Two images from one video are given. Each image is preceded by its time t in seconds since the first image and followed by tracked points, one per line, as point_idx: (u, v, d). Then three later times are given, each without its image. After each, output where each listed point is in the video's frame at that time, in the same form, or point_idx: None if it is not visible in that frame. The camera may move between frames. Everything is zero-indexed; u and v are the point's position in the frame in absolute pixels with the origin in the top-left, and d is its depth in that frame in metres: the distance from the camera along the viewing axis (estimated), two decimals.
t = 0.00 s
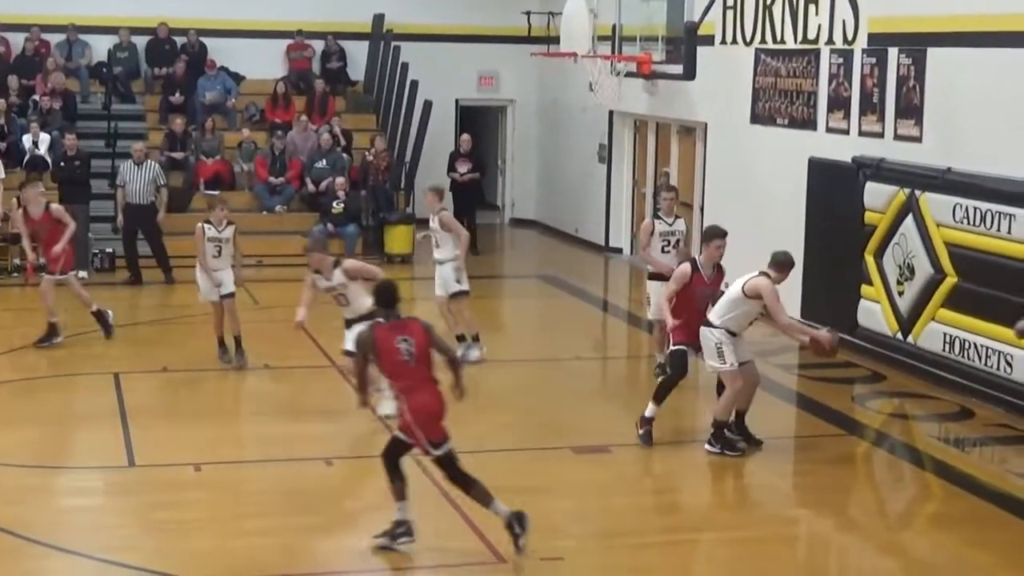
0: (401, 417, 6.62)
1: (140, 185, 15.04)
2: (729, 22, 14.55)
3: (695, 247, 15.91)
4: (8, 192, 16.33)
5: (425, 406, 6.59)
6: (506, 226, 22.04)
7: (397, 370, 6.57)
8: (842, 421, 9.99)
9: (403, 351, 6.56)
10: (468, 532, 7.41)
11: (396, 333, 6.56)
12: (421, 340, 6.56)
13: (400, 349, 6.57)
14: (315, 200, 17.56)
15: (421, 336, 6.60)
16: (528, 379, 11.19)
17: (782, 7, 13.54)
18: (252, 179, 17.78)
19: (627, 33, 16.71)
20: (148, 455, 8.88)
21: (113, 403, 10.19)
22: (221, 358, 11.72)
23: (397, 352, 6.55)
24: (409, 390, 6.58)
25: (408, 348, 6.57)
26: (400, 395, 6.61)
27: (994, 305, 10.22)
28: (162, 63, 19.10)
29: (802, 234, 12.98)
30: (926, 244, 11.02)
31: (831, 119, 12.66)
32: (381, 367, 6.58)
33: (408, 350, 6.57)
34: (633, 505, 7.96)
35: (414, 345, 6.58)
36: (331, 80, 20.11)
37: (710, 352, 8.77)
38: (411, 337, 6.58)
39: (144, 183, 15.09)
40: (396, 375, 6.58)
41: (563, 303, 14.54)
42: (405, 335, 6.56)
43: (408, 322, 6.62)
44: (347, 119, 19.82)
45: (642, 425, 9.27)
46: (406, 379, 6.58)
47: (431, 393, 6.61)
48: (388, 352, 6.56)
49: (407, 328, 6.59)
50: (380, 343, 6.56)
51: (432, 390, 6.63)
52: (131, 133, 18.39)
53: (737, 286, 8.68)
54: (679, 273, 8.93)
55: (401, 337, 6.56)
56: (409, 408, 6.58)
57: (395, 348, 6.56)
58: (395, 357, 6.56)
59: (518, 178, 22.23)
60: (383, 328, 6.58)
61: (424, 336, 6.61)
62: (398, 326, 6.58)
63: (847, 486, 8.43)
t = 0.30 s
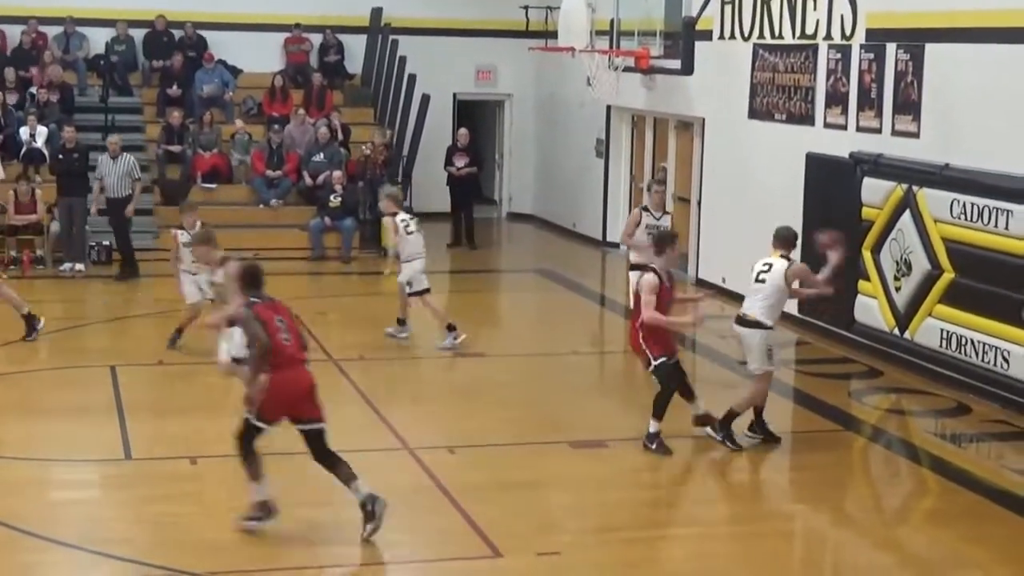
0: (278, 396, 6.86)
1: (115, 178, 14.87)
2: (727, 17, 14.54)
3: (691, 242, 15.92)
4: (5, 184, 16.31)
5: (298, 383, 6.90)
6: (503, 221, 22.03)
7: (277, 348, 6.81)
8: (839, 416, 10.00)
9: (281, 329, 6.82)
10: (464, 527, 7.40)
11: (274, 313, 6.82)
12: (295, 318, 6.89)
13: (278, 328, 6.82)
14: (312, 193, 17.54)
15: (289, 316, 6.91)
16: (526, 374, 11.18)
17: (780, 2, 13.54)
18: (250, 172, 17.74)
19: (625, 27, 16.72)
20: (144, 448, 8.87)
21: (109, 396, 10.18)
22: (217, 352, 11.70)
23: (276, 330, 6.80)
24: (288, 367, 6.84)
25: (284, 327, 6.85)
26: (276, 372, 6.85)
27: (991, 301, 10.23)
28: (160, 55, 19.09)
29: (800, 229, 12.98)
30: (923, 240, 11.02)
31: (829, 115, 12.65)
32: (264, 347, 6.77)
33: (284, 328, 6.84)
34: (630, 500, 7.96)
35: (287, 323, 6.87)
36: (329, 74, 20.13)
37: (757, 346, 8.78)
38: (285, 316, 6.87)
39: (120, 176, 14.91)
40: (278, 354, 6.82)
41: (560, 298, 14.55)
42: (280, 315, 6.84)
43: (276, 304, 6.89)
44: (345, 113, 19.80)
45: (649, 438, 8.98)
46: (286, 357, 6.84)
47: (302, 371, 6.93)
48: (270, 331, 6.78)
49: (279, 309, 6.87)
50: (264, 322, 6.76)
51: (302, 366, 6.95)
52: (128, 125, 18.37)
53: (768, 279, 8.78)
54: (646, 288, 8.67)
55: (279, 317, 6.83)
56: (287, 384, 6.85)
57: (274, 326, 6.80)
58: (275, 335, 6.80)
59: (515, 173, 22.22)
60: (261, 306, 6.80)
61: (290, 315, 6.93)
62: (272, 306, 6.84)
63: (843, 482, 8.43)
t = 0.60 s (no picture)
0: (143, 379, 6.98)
1: (93, 177, 14.73)
2: (732, 15, 14.53)
3: (696, 240, 15.92)
4: (10, 179, 16.34)
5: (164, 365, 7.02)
6: (507, 218, 22.03)
7: (138, 330, 6.95)
8: (842, 415, 9.99)
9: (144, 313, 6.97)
10: (467, 524, 7.41)
11: (139, 296, 6.97)
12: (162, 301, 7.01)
13: (143, 312, 6.97)
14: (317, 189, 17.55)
15: (158, 299, 7.05)
16: (527, 370, 11.19)
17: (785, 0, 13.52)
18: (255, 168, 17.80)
19: (630, 25, 16.72)
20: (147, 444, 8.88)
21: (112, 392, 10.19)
22: (221, 347, 11.71)
23: (138, 313, 6.95)
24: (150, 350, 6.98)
25: (149, 311, 6.99)
26: (140, 355, 7.01)
27: (996, 300, 10.22)
28: (165, 51, 19.10)
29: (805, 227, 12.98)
30: (928, 239, 11.01)
31: (834, 113, 12.64)
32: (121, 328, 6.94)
33: (148, 312, 6.98)
34: (632, 497, 7.96)
35: (152, 306, 7.01)
36: (334, 70, 20.15)
37: (819, 351, 8.65)
38: (150, 299, 7.01)
39: (97, 175, 14.77)
40: (139, 338, 6.96)
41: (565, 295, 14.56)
42: (145, 299, 6.99)
43: (149, 289, 7.06)
44: (350, 110, 19.82)
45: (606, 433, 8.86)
46: (145, 339, 6.97)
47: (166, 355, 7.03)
48: (130, 315, 6.92)
49: (148, 293, 7.03)
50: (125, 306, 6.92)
51: (168, 348, 7.05)
52: (133, 121, 18.37)
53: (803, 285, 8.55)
54: (616, 261, 8.38)
55: (143, 301, 6.98)
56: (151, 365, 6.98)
57: (136, 310, 6.95)
58: (137, 318, 6.94)
59: (519, 170, 22.22)
60: (123, 292, 6.97)
61: (162, 299, 7.07)
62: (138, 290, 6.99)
63: (846, 480, 8.43)
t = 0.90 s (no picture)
0: (22, 354, 7.54)
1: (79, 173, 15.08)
2: (748, 14, 14.51)
3: (710, 239, 15.91)
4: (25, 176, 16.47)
5: (42, 345, 7.55)
6: (521, 217, 22.03)
7: (21, 309, 7.50)
8: (856, 415, 9.97)
9: (27, 292, 7.52)
10: (480, 522, 7.42)
11: (24, 277, 7.53)
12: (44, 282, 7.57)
13: (27, 292, 7.52)
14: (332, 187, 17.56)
15: (42, 284, 7.61)
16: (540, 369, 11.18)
17: None
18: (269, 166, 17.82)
19: (645, 24, 16.71)
20: (161, 440, 8.89)
21: (126, 389, 10.21)
22: (234, 345, 11.72)
23: (22, 292, 7.50)
24: (31, 329, 7.52)
25: (32, 292, 7.54)
26: (21, 335, 7.54)
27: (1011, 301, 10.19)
28: (180, 48, 19.20)
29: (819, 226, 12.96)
30: (943, 239, 10.98)
31: (849, 113, 12.61)
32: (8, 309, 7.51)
33: (31, 293, 7.53)
34: (644, 496, 7.95)
35: (36, 288, 7.57)
36: (349, 68, 20.17)
37: (845, 348, 8.50)
38: (34, 282, 7.57)
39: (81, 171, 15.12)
40: (25, 317, 7.51)
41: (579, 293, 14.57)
42: (29, 280, 7.55)
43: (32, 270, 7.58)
44: (365, 108, 19.84)
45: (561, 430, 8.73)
46: (28, 318, 7.52)
47: (46, 336, 7.57)
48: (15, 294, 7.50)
49: (32, 275, 7.57)
50: (10, 287, 7.49)
51: (49, 328, 7.58)
52: (148, 118, 18.40)
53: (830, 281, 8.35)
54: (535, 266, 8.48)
55: (27, 282, 7.53)
56: (29, 344, 7.52)
57: (21, 289, 7.50)
58: (21, 297, 7.50)
59: (534, 168, 22.22)
60: (9, 272, 7.50)
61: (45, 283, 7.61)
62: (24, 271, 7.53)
63: (860, 481, 8.41)
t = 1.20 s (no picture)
0: None
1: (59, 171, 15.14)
2: (770, 16, 14.48)
3: (731, 240, 15.88)
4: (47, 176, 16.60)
5: None
6: (541, 217, 22.04)
7: None
8: (878, 418, 9.94)
9: None
10: (500, 523, 7.42)
11: None
12: None
13: None
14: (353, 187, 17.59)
15: None
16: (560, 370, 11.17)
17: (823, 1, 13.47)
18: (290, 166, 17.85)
19: (666, 25, 16.70)
20: (182, 440, 8.91)
21: (146, 388, 10.24)
22: (255, 345, 11.74)
23: None
24: None
25: None
26: None
27: None
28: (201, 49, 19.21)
29: (840, 228, 12.93)
30: (965, 242, 10.93)
31: (871, 115, 12.57)
32: None
33: None
34: (664, 499, 7.94)
35: None
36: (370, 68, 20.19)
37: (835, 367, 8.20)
38: None
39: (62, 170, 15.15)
40: None
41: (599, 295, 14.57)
42: None
43: None
44: (385, 108, 19.87)
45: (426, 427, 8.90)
46: None
47: None
48: None
49: None
50: None
51: None
52: (170, 118, 18.46)
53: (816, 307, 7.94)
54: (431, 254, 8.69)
55: None
56: None
57: None
58: None
59: (554, 169, 22.21)
60: None
61: None
62: None
63: (881, 484, 8.39)
